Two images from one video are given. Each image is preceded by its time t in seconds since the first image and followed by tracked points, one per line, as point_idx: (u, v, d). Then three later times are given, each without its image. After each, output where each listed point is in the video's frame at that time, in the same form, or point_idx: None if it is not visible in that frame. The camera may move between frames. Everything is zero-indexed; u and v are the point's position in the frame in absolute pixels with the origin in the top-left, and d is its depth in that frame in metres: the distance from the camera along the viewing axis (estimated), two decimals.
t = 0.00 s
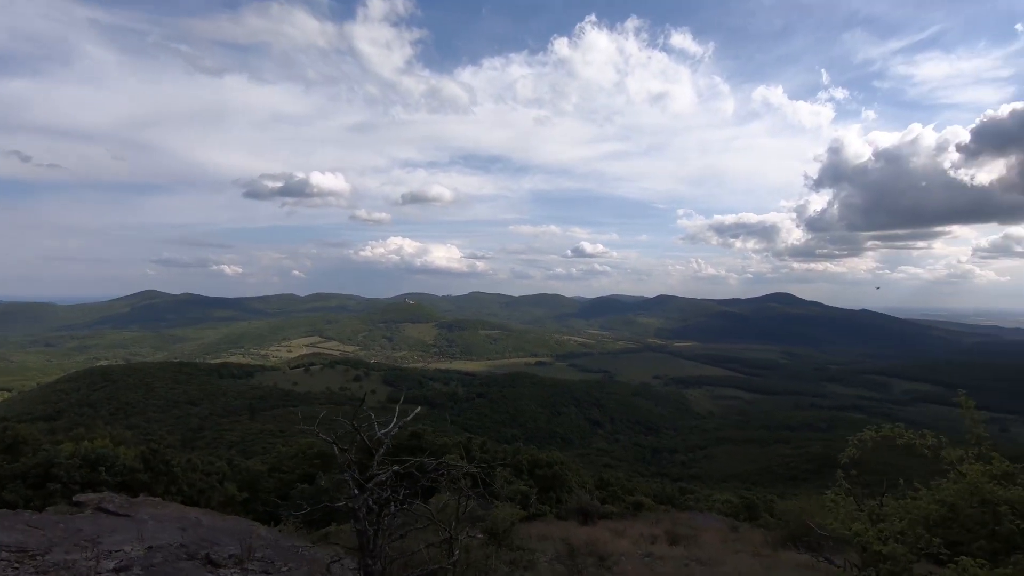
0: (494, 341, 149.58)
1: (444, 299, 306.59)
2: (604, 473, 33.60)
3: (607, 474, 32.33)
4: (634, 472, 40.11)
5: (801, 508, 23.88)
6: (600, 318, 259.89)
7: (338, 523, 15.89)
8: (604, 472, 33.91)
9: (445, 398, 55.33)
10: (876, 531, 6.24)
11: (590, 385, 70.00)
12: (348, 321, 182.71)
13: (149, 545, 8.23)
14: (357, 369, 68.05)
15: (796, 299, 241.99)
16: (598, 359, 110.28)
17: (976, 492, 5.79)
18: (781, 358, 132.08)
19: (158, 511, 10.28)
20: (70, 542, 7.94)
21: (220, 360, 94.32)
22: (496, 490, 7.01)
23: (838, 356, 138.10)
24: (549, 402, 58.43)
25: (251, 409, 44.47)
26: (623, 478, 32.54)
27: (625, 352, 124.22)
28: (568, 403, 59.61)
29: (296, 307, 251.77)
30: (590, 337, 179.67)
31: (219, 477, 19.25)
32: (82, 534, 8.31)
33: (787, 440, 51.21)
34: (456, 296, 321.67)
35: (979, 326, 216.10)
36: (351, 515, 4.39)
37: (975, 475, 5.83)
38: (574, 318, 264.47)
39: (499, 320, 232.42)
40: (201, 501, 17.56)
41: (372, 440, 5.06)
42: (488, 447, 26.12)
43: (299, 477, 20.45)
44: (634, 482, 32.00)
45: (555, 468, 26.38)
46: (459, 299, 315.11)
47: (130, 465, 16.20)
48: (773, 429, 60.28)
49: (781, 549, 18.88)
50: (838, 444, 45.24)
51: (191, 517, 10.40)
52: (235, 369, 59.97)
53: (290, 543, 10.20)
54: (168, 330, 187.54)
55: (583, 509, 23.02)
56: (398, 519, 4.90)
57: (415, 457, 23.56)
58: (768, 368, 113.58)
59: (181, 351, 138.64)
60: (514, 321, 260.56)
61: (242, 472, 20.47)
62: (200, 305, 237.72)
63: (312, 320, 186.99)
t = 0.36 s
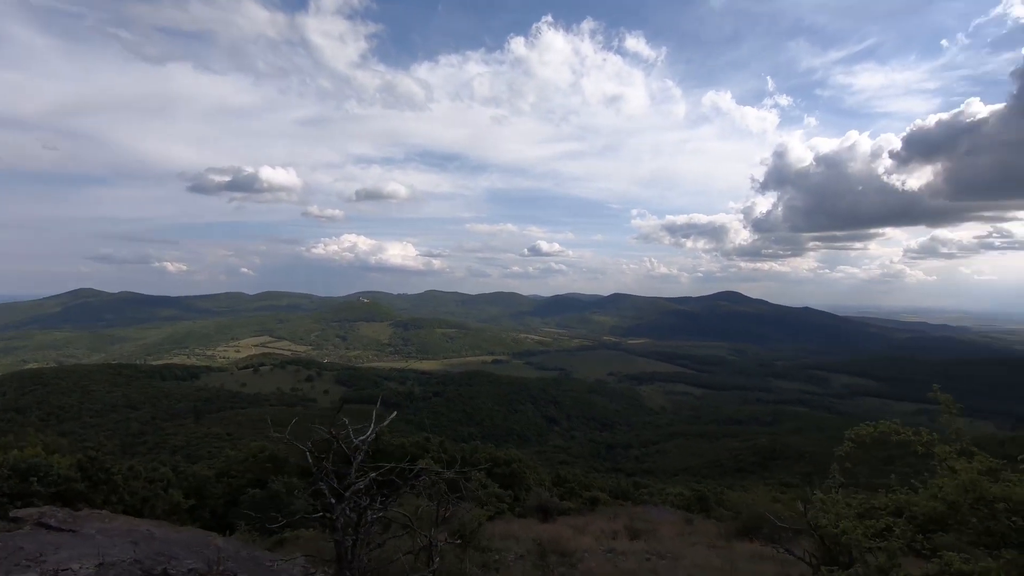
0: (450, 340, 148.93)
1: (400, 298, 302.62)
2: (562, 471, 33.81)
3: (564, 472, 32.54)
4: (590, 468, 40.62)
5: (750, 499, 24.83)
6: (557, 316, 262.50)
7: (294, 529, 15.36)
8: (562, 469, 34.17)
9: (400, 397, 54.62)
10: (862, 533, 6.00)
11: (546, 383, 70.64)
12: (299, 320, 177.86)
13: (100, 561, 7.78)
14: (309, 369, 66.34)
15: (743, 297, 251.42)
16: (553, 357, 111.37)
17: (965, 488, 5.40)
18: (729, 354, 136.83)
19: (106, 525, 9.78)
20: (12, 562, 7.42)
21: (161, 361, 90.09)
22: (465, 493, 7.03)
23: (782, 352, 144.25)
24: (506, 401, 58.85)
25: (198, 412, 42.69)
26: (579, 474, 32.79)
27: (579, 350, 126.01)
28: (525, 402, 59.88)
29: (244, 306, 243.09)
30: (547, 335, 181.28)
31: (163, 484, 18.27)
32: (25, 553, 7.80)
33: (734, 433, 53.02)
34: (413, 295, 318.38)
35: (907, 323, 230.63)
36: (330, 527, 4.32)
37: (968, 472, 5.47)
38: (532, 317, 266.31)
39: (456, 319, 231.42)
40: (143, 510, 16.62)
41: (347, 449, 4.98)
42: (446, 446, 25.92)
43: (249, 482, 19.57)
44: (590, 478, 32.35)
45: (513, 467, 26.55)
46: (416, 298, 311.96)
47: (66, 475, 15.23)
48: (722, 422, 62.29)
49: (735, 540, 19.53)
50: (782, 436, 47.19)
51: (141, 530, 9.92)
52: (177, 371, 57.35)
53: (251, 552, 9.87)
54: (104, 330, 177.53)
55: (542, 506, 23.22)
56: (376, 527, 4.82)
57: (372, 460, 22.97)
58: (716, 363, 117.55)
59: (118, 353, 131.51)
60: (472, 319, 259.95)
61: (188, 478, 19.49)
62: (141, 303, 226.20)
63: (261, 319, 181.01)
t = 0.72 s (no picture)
0: (403, 340, 147.28)
1: (353, 297, 296.99)
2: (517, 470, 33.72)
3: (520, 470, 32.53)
4: (543, 466, 40.83)
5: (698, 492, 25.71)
6: (512, 315, 263.95)
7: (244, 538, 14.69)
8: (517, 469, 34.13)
9: (351, 396, 53.44)
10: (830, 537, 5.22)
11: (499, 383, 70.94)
12: (245, 320, 171.82)
13: None
14: (256, 372, 64.19)
15: (691, 295, 260.13)
16: (507, 356, 111.84)
17: (940, 487, 4.70)
18: (678, 351, 141.00)
19: (42, 544, 9.17)
20: None
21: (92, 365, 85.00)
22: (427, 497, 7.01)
23: (727, 348, 150.14)
24: (460, 401, 58.77)
25: (134, 419, 40.47)
26: (533, 472, 32.82)
27: (533, 349, 127.07)
28: (478, 402, 59.79)
29: (186, 306, 232.66)
30: (501, 334, 181.98)
31: (98, 495, 17.06)
32: None
33: (682, 427, 54.67)
34: (367, 294, 313.08)
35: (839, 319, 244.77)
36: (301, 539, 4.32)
37: (941, 474, 4.80)
38: (487, 316, 266.79)
39: (411, 318, 229.17)
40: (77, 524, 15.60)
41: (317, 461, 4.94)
42: (399, 447, 25.50)
43: (191, 491, 18.60)
44: (545, 475, 32.47)
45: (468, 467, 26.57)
46: (370, 297, 306.84)
47: None
48: (669, 417, 64.19)
49: (688, 532, 20.20)
50: (727, 429, 48.99)
51: (83, 548, 9.35)
52: (111, 375, 54.26)
53: (202, 565, 9.48)
54: (28, 332, 165.95)
55: (500, 505, 23.20)
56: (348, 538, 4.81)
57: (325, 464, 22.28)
58: (665, 360, 121.01)
59: (44, 356, 123.30)
60: (427, 318, 258.00)
61: (125, 488, 18.31)
62: (70, 303, 212.88)
63: (204, 319, 173.70)
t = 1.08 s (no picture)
0: (357, 341, 144.80)
1: (307, 297, 289.53)
2: (476, 470, 33.59)
3: (478, 470, 32.46)
4: (501, 465, 40.96)
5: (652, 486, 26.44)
6: (470, 315, 263.40)
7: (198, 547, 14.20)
8: (475, 468, 34.00)
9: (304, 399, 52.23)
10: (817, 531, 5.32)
11: (456, 383, 70.70)
12: (190, 320, 164.90)
13: None
14: (200, 375, 61.70)
15: (646, 295, 266.33)
16: (462, 356, 111.59)
17: (919, 479, 4.84)
18: (631, 349, 144.22)
19: None
20: None
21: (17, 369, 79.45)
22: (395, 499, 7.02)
23: (679, 346, 154.51)
24: (416, 403, 58.29)
25: (67, 426, 38.14)
26: (491, 471, 32.76)
27: (489, 348, 127.27)
28: (434, 403, 59.43)
29: (125, 306, 221.07)
30: (457, 333, 181.37)
31: (27, 509, 16.10)
32: None
33: (635, 424, 55.99)
34: (321, 294, 305.75)
35: (783, 318, 255.71)
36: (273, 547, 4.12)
37: (920, 468, 4.95)
38: (445, 316, 265.50)
39: (366, 318, 225.28)
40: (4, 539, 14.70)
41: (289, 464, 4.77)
42: (355, 449, 25.01)
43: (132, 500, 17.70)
44: (504, 475, 32.46)
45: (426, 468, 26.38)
46: (324, 296, 299.97)
47: None
48: (623, 414, 65.63)
49: (646, 527, 20.59)
50: (679, 425, 50.46)
51: (19, 566, 8.87)
52: (39, 379, 50.93)
53: None
54: None
55: (461, 506, 23.09)
56: (323, 546, 4.62)
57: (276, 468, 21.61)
58: (618, 358, 123.57)
59: None
60: (384, 317, 254.44)
61: (60, 500, 17.33)
62: None
63: (144, 319, 165.43)
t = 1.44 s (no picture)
0: (315, 342, 141.65)
1: (264, 297, 281.25)
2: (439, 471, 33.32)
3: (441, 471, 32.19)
4: (465, 466, 40.83)
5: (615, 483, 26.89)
6: (432, 314, 261.72)
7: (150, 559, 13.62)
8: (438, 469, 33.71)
9: (260, 403, 50.83)
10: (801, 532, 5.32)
11: (418, 384, 70.04)
12: (136, 321, 157.80)
13: None
14: (148, 379, 59.12)
15: (607, 295, 270.48)
16: (423, 356, 110.67)
17: (903, 478, 4.81)
18: (592, 348, 146.15)
19: None
20: None
21: None
22: (377, 506, 6.95)
23: (639, 345, 157.58)
24: (376, 404, 57.48)
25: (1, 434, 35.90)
26: (454, 472, 32.54)
27: (452, 348, 126.65)
28: (395, 405, 58.75)
29: (66, 307, 209.80)
30: (419, 334, 179.80)
31: None
32: None
33: (596, 422, 56.79)
34: (279, 294, 297.83)
35: (736, 317, 264.09)
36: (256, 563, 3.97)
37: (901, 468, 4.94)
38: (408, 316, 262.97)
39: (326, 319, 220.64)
40: None
41: (273, 472, 4.65)
42: (315, 453, 24.49)
43: (74, 510, 16.87)
44: (466, 476, 32.35)
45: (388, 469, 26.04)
46: (283, 296, 292.42)
47: None
48: (584, 412, 66.45)
49: (612, 523, 20.88)
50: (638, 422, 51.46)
51: None
52: None
53: None
54: None
55: (427, 509, 22.86)
56: (307, 556, 4.48)
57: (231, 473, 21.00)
58: (579, 357, 124.96)
59: None
60: (345, 318, 249.90)
61: None
62: None
63: (86, 320, 157.35)
